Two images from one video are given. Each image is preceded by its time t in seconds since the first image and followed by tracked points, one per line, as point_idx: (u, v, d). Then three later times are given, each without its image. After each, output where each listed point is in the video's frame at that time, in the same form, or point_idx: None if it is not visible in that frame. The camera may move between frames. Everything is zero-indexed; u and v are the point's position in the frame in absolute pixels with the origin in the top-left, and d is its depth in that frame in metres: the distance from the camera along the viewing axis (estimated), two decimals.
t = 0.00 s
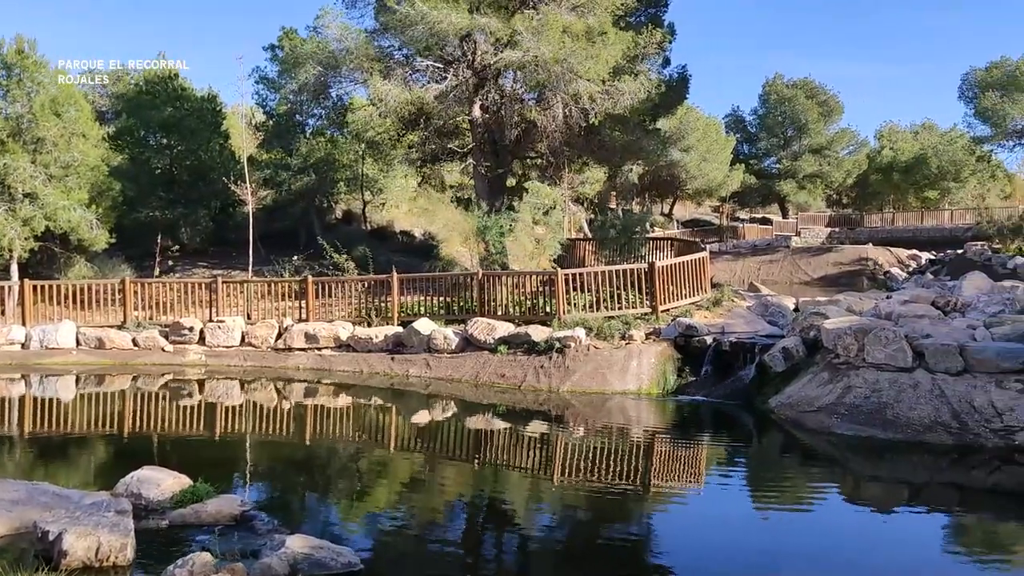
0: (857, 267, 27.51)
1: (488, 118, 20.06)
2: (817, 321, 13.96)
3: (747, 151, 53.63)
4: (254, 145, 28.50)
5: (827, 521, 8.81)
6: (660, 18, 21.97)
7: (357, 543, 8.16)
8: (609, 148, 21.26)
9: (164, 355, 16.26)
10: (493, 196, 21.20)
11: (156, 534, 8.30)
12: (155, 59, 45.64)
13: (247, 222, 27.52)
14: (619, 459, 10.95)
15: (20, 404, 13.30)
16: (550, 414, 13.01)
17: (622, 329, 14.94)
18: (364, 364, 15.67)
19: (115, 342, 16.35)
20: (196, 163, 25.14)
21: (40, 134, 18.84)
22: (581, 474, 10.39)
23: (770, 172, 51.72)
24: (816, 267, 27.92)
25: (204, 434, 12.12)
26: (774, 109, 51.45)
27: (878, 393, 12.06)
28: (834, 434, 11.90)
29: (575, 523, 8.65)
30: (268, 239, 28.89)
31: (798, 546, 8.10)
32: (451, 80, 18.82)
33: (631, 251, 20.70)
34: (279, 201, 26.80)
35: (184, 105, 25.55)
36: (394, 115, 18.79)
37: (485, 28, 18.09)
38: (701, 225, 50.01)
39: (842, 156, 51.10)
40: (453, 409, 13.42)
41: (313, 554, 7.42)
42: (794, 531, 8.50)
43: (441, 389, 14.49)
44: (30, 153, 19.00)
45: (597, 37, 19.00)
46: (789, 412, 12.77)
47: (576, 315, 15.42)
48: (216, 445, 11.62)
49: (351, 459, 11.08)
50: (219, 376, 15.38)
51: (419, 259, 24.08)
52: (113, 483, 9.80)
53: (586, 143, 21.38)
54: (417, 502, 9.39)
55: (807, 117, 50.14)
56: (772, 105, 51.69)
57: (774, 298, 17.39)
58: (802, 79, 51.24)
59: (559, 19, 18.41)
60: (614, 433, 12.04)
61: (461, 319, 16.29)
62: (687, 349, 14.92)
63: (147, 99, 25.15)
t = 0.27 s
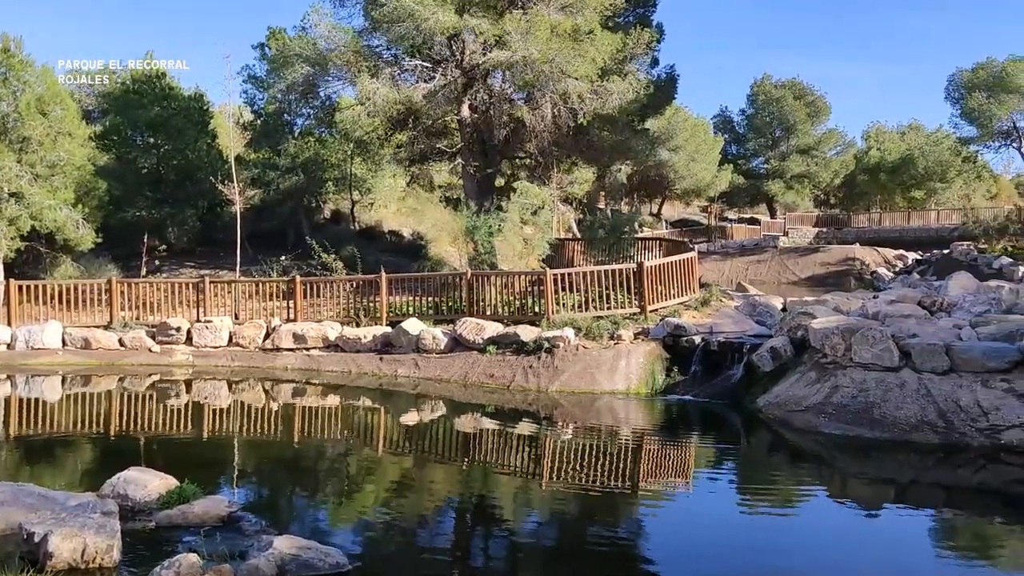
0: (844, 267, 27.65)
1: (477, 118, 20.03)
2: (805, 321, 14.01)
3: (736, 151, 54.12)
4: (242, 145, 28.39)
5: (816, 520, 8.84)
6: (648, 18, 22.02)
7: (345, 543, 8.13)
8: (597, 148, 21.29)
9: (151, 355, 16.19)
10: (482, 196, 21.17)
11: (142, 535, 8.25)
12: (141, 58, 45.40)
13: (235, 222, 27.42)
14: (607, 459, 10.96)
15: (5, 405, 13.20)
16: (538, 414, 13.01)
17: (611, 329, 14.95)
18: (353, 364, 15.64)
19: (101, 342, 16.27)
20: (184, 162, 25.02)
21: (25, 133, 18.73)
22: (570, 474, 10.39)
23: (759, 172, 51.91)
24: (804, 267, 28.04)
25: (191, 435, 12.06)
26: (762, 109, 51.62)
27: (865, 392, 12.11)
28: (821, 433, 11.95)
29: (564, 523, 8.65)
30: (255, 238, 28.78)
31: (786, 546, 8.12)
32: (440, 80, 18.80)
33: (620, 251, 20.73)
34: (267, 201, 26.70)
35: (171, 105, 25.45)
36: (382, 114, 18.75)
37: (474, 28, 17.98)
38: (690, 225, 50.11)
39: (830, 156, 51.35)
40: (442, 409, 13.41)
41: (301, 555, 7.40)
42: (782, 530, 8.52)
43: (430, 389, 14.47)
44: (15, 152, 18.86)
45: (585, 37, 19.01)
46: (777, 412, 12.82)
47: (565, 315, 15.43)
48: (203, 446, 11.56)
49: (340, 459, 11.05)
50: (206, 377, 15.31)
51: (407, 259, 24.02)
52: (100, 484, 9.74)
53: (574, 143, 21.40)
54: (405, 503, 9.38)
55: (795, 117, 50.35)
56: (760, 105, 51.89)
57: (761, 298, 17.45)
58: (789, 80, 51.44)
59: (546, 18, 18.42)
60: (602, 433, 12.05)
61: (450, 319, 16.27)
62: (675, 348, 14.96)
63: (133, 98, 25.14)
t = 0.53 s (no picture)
0: (831, 267, 27.78)
1: (465, 118, 20.01)
2: (792, 321, 14.06)
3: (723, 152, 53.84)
4: (229, 145, 28.28)
5: (803, 519, 8.87)
6: (636, 19, 22.07)
7: (332, 544, 8.11)
8: (585, 148, 21.32)
9: (137, 355, 16.10)
10: (470, 196, 21.13)
11: (128, 536, 8.21)
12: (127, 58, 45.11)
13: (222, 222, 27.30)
14: (596, 459, 10.97)
15: None
16: (527, 414, 13.01)
17: (599, 329, 14.96)
18: (341, 364, 15.60)
19: (87, 343, 16.17)
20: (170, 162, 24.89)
21: (10, 131, 18.63)
22: (558, 474, 10.40)
23: (746, 172, 52.09)
24: (791, 267, 28.15)
25: (178, 436, 12.00)
26: (749, 110, 51.77)
27: (852, 392, 12.16)
28: (808, 432, 12.00)
29: (552, 523, 8.66)
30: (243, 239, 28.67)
31: (773, 545, 8.15)
32: (428, 79, 18.78)
33: (608, 251, 20.75)
34: (254, 201, 26.59)
35: (157, 104, 25.33)
36: (370, 114, 18.71)
37: (461, 26, 18.02)
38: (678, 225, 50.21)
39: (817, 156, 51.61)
40: (430, 409, 13.39)
41: (288, 556, 7.37)
42: (769, 529, 8.55)
43: (418, 389, 14.45)
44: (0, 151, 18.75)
45: (573, 38, 19.03)
46: (765, 411, 12.86)
47: (553, 315, 15.44)
48: (189, 446, 11.50)
49: (328, 460, 11.02)
50: (193, 377, 15.24)
51: (395, 259, 23.97)
52: (86, 485, 9.68)
53: (563, 143, 21.42)
54: (393, 503, 9.36)
55: (782, 118, 50.56)
56: (747, 106, 52.09)
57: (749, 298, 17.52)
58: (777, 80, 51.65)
59: (533, 17, 18.43)
60: (591, 433, 12.07)
61: (439, 319, 16.24)
62: (663, 348, 14.99)
63: (119, 97, 25.03)
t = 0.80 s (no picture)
0: (818, 267, 27.91)
1: (453, 118, 19.99)
2: (780, 321, 14.11)
3: (711, 152, 53.80)
4: (217, 144, 28.17)
5: (790, 517, 8.90)
6: (625, 19, 22.11)
7: (320, 545, 8.09)
8: (574, 148, 21.34)
9: (123, 356, 16.01)
10: (459, 196, 21.07)
11: (114, 538, 8.15)
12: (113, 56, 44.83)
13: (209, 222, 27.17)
14: (584, 459, 10.97)
15: None
16: (515, 414, 13.00)
17: (588, 329, 14.97)
18: (329, 364, 15.55)
19: (72, 343, 16.07)
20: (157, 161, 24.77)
21: None
22: (546, 474, 10.40)
23: (734, 172, 52.26)
24: (779, 267, 28.26)
25: (164, 436, 11.93)
26: (737, 110, 51.96)
27: (839, 391, 12.21)
28: (795, 432, 12.05)
29: (541, 523, 8.66)
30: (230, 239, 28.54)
31: (760, 543, 8.18)
32: (416, 79, 18.74)
33: (597, 251, 20.78)
34: (241, 200, 26.48)
35: (143, 103, 25.20)
36: (358, 114, 18.67)
37: (449, 24, 18.01)
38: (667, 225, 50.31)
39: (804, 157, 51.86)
40: (418, 409, 13.37)
41: (276, 557, 7.34)
42: (756, 528, 8.58)
43: (406, 389, 14.43)
44: None
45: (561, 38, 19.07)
46: (753, 410, 12.90)
47: (541, 315, 15.44)
48: (176, 447, 11.44)
49: (315, 460, 10.99)
50: (180, 378, 15.16)
51: (383, 259, 23.90)
52: (71, 486, 9.62)
53: (551, 143, 21.44)
54: (382, 503, 9.35)
55: (770, 118, 50.77)
56: (735, 106, 52.27)
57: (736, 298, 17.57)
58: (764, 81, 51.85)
59: (521, 17, 18.43)
60: (579, 433, 12.07)
61: (427, 319, 16.22)
62: (651, 348, 15.01)
63: (105, 96, 24.92)
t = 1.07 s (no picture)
0: (805, 267, 28.04)
1: (442, 117, 19.98)
2: (767, 320, 14.16)
3: (700, 152, 53.86)
4: (204, 144, 28.06)
5: (777, 517, 8.94)
6: (613, 20, 22.16)
7: (309, 545, 8.07)
8: (563, 148, 21.36)
9: (109, 356, 15.92)
10: (447, 196, 21.05)
11: (100, 539, 8.12)
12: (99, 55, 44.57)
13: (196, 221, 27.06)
14: (573, 459, 10.98)
15: None
16: (504, 414, 13.00)
17: (576, 329, 14.99)
18: (317, 364, 15.51)
19: (58, 344, 15.97)
20: (144, 160, 24.66)
21: None
22: (536, 473, 10.41)
23: (722, 173, 52.47)
24: (766, 267, 28.38)
25: (151, 437, 11.87)
26: (725, 111, 52.14)
27: (826, 390, 12.27)
28: (782, 431, 12.11)
29: (529, 522, 8.67)
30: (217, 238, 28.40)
31: (748, 543, 8.20)
32: (405, 79, 18.73)
33: (585, 251, 20.81)
34: (229, 199, 26.37)
35: (130, 101, 25.10)
36: (347, 113, 18.65)
37: (437, 23, 18.03)
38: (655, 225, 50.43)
39: (791, 157, 52.12)
40: (407, 409, 13.35)
41: (264, 558, 7.32)
42: (744, 527, 8.61)
43: (395, 389, 14.41)
44: None
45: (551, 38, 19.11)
46: (741, 410, 12.96)
47: (530, 315, 15.44)
48: (163, 448, 11.38)
49: (304, 461, 10.95)
50: (167, 378, 15.09)
51: (372, 259, 23.84)
52: (57, 487, 9.57)
53: (540, 143, 21.46)
54: (370, 503, 9.33)
55: (757, 119, 51.03)
56: (722, 106, 52.51)
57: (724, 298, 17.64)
58: (752, 81, 52.09)
59: (509, 17, 18.42)
60: (568, 432, 12.09)
61: (416, 319, 16.19)
62: (640, 347, 15.04)
63: (91, 94, 24.79)
